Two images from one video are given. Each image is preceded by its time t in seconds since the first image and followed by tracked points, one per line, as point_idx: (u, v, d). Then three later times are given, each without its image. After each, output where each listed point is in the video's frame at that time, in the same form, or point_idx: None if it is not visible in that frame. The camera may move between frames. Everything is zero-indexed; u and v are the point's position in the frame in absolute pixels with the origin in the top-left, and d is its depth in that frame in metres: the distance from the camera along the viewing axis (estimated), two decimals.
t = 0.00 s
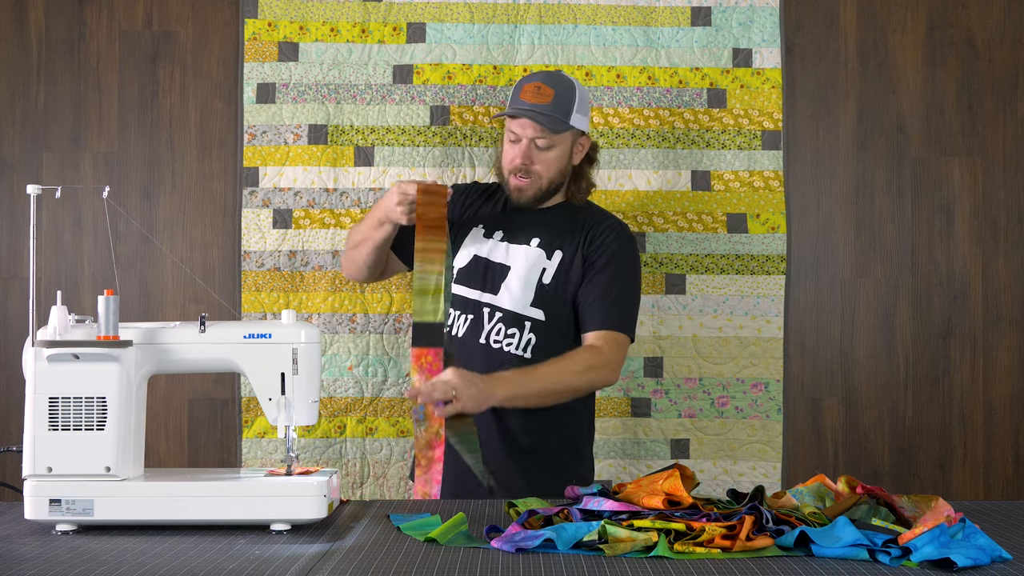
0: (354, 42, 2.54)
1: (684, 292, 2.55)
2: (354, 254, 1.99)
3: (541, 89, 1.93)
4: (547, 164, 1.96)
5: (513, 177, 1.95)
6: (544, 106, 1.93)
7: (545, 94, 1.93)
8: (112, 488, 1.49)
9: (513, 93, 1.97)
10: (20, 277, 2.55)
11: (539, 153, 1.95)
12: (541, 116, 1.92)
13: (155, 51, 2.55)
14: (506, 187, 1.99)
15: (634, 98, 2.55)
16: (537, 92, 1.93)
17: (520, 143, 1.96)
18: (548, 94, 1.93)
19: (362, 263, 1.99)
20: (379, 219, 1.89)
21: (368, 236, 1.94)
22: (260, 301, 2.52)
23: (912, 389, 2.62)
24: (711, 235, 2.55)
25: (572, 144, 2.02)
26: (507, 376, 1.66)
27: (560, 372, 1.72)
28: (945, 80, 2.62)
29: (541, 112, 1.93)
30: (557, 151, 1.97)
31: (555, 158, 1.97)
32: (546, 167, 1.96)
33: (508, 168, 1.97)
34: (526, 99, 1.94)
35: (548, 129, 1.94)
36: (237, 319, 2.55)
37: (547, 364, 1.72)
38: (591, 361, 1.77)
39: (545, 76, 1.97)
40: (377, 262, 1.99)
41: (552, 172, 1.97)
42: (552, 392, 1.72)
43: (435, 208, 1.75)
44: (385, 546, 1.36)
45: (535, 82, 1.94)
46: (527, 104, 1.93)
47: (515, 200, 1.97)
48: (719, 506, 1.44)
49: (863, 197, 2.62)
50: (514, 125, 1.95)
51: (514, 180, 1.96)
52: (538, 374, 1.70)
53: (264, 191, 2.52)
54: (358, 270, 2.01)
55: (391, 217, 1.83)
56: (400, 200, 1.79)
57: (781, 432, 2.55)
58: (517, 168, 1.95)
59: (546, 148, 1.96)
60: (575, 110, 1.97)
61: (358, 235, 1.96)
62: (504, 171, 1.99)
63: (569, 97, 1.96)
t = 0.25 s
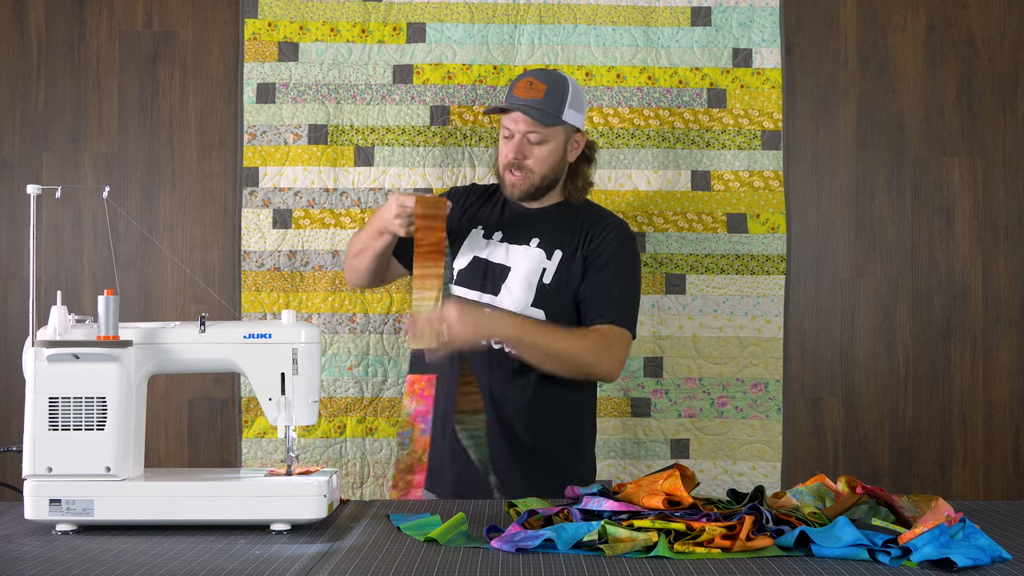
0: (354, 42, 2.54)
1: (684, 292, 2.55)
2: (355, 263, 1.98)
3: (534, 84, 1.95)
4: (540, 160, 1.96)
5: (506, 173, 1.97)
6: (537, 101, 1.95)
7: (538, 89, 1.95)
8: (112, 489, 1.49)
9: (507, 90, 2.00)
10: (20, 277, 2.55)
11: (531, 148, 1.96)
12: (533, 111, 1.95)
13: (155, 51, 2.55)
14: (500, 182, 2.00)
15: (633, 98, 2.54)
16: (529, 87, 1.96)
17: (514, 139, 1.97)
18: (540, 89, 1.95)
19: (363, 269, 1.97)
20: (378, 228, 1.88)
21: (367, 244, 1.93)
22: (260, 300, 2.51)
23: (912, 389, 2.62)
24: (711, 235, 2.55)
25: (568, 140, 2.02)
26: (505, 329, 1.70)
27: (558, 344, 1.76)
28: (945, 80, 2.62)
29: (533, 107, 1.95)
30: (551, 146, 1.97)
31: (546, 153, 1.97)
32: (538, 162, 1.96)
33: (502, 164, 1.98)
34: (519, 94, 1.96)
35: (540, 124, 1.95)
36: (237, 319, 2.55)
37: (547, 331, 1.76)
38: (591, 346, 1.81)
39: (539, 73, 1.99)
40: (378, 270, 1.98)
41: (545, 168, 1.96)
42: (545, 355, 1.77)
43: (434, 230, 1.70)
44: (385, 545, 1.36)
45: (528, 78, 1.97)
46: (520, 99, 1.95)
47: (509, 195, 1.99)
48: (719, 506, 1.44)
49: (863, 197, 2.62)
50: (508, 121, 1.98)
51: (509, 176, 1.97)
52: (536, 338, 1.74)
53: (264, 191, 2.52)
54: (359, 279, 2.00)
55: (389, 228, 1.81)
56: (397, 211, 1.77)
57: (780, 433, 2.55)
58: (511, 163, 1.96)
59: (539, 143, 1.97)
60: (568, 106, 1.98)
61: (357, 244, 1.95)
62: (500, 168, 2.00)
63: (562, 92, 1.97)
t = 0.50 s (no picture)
0: (354, 42, 2.54)
1: (684, 291, 2.55)
2: (358, 267, 1.99)
3: (532, 88, 1.94)
4: (543, 163, 1.96)
5: (510, 178, 1.97)
6: (535, 105, 1.94)
7: (536, 93, 1.94)
8: (112, 489, 1.49)
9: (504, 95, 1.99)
10: (20, 277, 2.55)
11: (533, 152, 1.96)
12: (533, 115, 1.93)
13: (155, 51, 2.55)
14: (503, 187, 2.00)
15: (633, 98, 2.54)
16: (527, 91, 1.94)
17: (515, 144, 1.96)
18: (538, 93, 1.94)
19: (366, 273, 1.98)
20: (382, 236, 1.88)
21: (371, 251, 1.93)
22: (260, 300, 2.52)
23: (912, 389, 2.62)
24: (711, 235, 2.55)
25: (567, 141, 2.02)
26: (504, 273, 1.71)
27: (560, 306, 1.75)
28: (945, 79, 2.62)
29: (533, 111, 1.93)
30: (551, 148, 1.97)
31: (549, 156, 1.97)
32: (541, 165, 1.96)
33: (505, 169, 1.98)
34: (518, 99, 1.95)
35: (541, 127, 1.94)
36: (237, 319, 2.55)
37: (552, 286, 1.75)
38: (592, 326, 1.78)
39: (536, 75, 1.97)
40: (381, 275, 2.00)
41: (548, 170, 1.97)
42: (542, 311, 1.75)
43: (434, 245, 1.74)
44: (385, 545, 1.36)
45: (526, 82, 1.95)
46: (518, 104, 1.94)
47: (513, 200, 1.99)
48: (719, 506, 1.44)
49: (863, 197, 2.62)
50: (507, 126, 1.96)
51: (511, 180, 1.97)
52: (538, 290, 1.73)
53: (264, 191, 2.52)
54: (362, 282, 2.01)
55: (392, 234, 1.82)
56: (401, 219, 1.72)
57: (780, 433, 2.55)
58: (513, 168, 1.96)
59: (540, 147, 1.96)
60: (567, 107, 1.97)
61: (362, 249, 1.95)
62: (502, 173, 2.00)
63: (561, 94, 1.96)
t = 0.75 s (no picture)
0: (354, 42, 2.54)
1: (684, 292, 2.55)
2: (360, 271, 2.01)
3: (531, 90, 1.94)
4: (543, 165, 1.97)
5: (510, 179, 1.97)
6: (534, 107, 1.94)
7: (535, 94, 1.94)
8: (112, 489, 1.49)
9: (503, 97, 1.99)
10: (20, 277, 2.55)
11: (533, 153, 1.96)
12: (532, 117, 1.94)
13: (155, 51, 2.55)
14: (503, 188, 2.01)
15: (633, 98, 2.54)
16: (526, 93, 1.94)
17: (515, 145, 1.97)
18: (537, 95, 1.94)
19: (369, 276, 2.00)
20: (383, 233, 1.92)
21: (373, 250, 1.96)
22: (260, 300, 2.52)
23: (912, 389, 2.62)
24: (711, 235, 2.55)
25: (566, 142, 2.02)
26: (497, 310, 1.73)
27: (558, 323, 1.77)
28: (944, 79, 2.62)
29: (532, 113, 1.94)
30: (551, 149, 1.98)
31: (550, 157, 1.97)
32: (541, 166, 1.97)
33: (505, 170, 1.98)
34: (517, 100, 1.95)
35: (541, 129, 1.95)
36: (237, 319, 2.55)
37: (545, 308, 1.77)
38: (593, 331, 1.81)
39: (534, 75, 1.97)
40: (382, 279, 2.01)
41: (549, 171, 1.97)
42: (544, 333, 1.77)
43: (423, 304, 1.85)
44: (385, 545, 1.36)
45: (524, 84, 1.96)
46: (517, 106, 1.94)
47: (512, 202, 1.99)
48: (718, 506, 1.44)
49: (862, 197, 2.62)
50: (508, 128, 1.97)
51: (511, 182, 1.98)
52: (533, 315, 1.75)
53: (264, 191, 2.52)
54: (364, 287, 2.03)
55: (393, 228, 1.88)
56: (401, 210, 1.85)
57: (780, 433, 2.55)
58: (513, 170, 1.96)
59: (540, 148, 1.97)
60: (566, 108, 1.98)
61: (363, 251, 1.98)
62: (502, 174, 2.00)
63: (560, 95, 1.97)
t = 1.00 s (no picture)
0: (354, 42, 2.54)
1: (684, 292, 2.55)
2: (364, 274, 2.02)
3: (529, 91, 1.94)
4: (542, 166, 1.97)
5: (509, 181, 1.97)
6: (533, 109, 1.93)
7: (533, 96, 1.94)
8: (112, 489, 1.49)
9: (501, 98, 1.98)
10: (20, 277, 2.55)
11: (532, 155, 1.96)
12: (531, 119, 1.93)
13: (155, 51, 2.55)
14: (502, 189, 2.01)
15: (633, 98, 2.55)
16: (525, 94, 1.94)
17: (514, 147, 1.97)
18: (536, 96, 1.94)
19: (372, 277, 2.02)
20: (382, 233, 1.94)
21: (374, 251, 1.98)
22: (260, 300, 2.52)
23: (912, 389, 2.62)
24: (711, 235, 2.55)
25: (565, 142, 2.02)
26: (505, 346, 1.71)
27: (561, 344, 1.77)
28: (944, 79, 2.62)
29: (531, 115, 1.93)
30: (549, 150, 1.98)
31: (548, 158, 1.98)
32: (540, 168, 1.97)
33: (504, 172, 1.98)
34: (515, 102, 1.95)
35: (540, 130, 1.95)
36: (237, 319, 2.55)
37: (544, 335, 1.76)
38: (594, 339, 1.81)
39: (532, 76, 1.97)
40: (384, 279, 2.03)
41: (547, 172, 1.98)
42: (550, 359, 1.76)
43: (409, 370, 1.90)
44: (385, 545, 1.36)
45: (523, 85, 1.95)
46: (516, 108, 1.94)
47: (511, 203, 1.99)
48: (718, 506, 1.44)
49: (862, 197, 2.62)
50: (507, 129, 1.97)
51: (510, 183, 1.98)
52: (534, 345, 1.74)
53: (265, 191, 2.52)
54: (368, 288, 2.05)
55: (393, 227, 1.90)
56: (400, 207, 1.85)
57: (780, 433, 2.55)
58: (512, 171, 1.96)
59: (539, 149, 1.97)
60: (565, 108, 1.97)
61: (364, 252, 2.00)
62: (501, 175, 2.00)
63: (559, 96, 1.96)
